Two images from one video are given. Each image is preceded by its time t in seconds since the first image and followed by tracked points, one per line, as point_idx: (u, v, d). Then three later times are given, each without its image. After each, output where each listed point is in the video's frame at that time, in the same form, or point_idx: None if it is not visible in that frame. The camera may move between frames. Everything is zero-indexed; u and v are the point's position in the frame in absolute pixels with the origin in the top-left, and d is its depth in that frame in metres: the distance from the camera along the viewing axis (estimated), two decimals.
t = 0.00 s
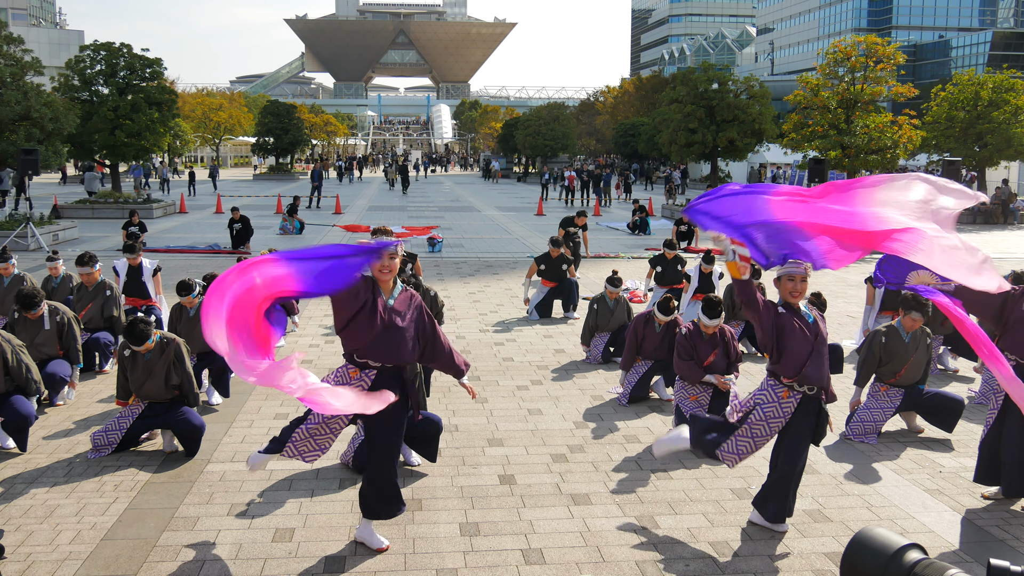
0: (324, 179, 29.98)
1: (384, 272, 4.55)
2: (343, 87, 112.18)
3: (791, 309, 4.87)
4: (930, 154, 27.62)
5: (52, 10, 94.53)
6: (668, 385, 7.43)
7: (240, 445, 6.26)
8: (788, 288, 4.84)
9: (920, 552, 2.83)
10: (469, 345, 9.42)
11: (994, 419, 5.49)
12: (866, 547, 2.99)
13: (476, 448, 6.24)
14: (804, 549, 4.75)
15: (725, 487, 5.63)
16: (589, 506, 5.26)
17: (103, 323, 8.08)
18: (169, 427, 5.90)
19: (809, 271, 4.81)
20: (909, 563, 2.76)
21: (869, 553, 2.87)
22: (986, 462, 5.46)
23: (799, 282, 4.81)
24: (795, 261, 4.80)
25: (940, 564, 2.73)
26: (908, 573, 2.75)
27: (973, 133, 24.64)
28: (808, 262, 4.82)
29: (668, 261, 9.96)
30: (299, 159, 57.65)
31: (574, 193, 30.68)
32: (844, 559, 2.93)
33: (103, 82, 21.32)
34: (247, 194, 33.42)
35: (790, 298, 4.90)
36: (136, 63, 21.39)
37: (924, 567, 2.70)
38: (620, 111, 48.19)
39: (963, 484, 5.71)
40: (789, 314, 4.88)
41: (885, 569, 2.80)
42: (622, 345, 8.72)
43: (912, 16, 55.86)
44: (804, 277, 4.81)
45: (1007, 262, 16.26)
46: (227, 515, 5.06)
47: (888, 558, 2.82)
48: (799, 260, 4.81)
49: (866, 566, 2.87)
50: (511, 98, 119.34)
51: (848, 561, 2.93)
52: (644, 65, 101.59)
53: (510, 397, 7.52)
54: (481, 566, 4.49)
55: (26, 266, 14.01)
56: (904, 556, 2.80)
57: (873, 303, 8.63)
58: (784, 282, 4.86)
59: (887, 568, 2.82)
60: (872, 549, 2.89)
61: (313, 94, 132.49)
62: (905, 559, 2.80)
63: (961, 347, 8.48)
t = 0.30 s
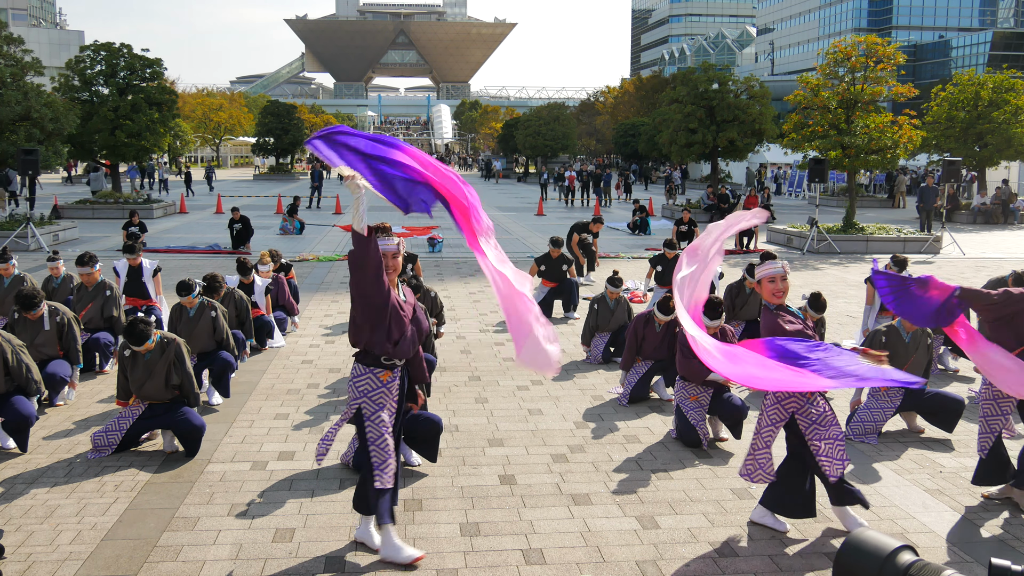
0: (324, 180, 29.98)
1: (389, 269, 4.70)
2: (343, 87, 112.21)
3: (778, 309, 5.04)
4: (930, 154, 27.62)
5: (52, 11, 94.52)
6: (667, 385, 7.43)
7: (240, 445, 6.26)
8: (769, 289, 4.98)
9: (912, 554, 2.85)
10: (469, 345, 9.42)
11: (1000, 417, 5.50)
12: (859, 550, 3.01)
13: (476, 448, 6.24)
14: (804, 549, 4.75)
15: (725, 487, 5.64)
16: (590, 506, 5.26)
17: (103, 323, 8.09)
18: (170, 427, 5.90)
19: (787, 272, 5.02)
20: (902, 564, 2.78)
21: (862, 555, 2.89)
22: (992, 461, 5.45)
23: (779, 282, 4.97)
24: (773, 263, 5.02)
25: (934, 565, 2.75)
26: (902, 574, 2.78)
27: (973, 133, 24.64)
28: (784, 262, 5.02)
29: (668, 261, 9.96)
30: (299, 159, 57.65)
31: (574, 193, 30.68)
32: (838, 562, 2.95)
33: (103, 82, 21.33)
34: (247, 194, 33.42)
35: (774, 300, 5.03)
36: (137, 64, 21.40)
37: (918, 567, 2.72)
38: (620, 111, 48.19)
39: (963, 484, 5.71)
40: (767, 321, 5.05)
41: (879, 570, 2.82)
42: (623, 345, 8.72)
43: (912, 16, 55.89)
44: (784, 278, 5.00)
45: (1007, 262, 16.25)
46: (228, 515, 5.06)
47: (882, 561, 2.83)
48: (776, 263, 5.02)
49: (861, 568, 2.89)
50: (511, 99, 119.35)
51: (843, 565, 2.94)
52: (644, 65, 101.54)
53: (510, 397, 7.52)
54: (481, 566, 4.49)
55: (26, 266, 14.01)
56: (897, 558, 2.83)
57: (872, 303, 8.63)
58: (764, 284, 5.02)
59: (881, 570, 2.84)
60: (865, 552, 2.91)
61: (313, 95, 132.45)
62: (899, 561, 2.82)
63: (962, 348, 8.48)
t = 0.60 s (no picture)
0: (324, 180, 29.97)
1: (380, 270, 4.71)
2: (343, 87, 112.19)
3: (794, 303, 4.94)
4: (930, 154, 27.61)
5: (52, 11, 94.42)
6: (667, 385, 7.43)
7: (240, 445, 6.25)
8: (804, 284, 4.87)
9: (912, 554, 2.87)
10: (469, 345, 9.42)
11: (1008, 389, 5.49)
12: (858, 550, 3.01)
13: (476, 448, 6.24)
14: (804, 549, 4.76)
15: (725, 487, 5.63)
16: (589, 506, 5.26)
17: (103, 324, 8.08)
18: (170, 427, 5.91)
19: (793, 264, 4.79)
20: (903, 564, 2.79)
21: (861, 556, 2.89)
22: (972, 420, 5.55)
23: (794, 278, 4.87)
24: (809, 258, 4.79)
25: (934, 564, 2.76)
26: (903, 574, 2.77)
27: (973, 133, 24.64)
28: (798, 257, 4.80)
29: (668, 261, 9.95)
30: (299, 159, 57.63)
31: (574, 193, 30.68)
32: (837, 563, 2.95)
33: (103, 82, 21.32)
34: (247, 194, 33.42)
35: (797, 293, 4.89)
36: (136, 63, 21.40)
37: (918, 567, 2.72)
38: (620, 111, 48.19)
39: (963, 485, 5.71)
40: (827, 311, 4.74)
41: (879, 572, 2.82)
42: (623, 345, 8.72)
43: (912, 16, 55.91)
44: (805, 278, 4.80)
45: (1008, 263, 16.25)
46: (228, 515, 5.06)
47: (881, 561, 2.84)
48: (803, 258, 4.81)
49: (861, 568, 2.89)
50: (510, 99, 119.32)
51: (842, 566, 2.93)
52: (644, 65, 101.50)
53: (510, 397, 7.52)
54: (481, 566, 4.49)
55: (26, 265, 14.01)
56: (898, 558, 2.83)
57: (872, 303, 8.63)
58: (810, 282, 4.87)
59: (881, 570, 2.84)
60: (864, 552, 2.91)
61: (313, 95, 132.41)
62: (899, 561, 2.82)
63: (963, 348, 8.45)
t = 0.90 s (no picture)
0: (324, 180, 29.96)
1: (392, 269, 4.67)
2: (343, 87, 112.10)
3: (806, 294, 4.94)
4: (930, 154, 27.60)
5: (53, 11, 94.27)
6: (667, 385, 7.44)
7: (240, 445, 6.25)
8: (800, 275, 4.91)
9: (915, 552, 2.86)
10: (469, 345, 9.42)
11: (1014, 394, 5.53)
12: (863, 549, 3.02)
13: (476, 448, 6.24)
14: (804, 549, 4.75)
15: (725, 487, 5.63)
16: (589, 506, 5.26)
17: (103, 324, 8.08)
18: (170, 427, 5.91)
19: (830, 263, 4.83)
20: (907, 563, 2.79)
21: (865, 556, 2.90)
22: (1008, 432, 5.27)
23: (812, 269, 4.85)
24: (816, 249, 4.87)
25: (938, 563, 2.77)
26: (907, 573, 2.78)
27: (973, 133, 24.64)
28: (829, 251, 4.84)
29: (667, 261, 9.96)
30: (299, 159, 57.59)
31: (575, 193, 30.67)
32: (842, 561, 2.96)
33: (103, 82, 21.33)
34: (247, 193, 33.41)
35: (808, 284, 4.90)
36: (136, 64, 21.41)
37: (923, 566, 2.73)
38: (620, 111, 48.19)
39: (962, 485, 5.71)
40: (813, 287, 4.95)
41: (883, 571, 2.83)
42: (622, 345, 8.72)
43: (912, 16, 55.92)
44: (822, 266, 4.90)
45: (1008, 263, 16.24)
46: (228, 515, 5.06)
47: (885, 559, 2.84)
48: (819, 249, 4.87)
49: (865, 568, 2.90)
50: (510, 99, 119.29)
51: (847, 565, 2.94)
52: (644, 65, 101.45)
53: (510, 397, 7.52)
54: (481, 566, 4.49)
55: (27, 265, 14.01)
56: (901, 557, 2.83)
57: (873, 302, 8.65)
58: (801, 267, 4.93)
59: (885, 569, 2.84)
60: (869, 552, 2.92)
61: (313, 95, 132.29)
62: (902, 560, 2.83)
63: (962, 347, 8.46)
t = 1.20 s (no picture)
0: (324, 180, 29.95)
1: (408, 273, 4.72)
2: (343, 88, 112.10)
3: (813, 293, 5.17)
4: (930, 154, 27.59)
5: (52, 11, 94.22)
6: (667, 385, 7.45)
7: (240, 445, 6.25)
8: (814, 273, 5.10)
9: (915, 552, 2.83)
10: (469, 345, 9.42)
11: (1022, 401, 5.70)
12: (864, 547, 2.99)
13: (476, 448, 6.24)
14: (804, 549, 4.75)
15: (725, 487, 5.63)
16: (589, 506, 5.26)
17: (103, 324, 8.08)
18: (170, 427, 5.91)
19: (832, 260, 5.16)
20: (907, 562, 2.76)
21: (866, 554, 2.87)
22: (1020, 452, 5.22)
23: (824, 267, 5.09)
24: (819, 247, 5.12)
25: (939, 563, 2.74)
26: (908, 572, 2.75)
27: (973, 133, 24.64)
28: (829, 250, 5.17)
29: (667, 261, 9.96)
30: (299, 159, 57.58)
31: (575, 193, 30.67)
32: (842, 560, 2.93)
33: (103, 82, 21.33)
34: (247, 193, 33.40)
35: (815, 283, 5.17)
36: (136, 63, 21.41)
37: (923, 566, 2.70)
38: (620, 111, 48.19)
39: (963, 485, 5.71)
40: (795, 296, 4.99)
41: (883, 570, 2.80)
42: (622, 345, 8.72)
43: (912, 16, 55.93)
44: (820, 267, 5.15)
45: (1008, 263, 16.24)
46: (228, 515, 5.06)
47: (886, 558, 2.81)
48: (820, 247, 5.14)
49: (865, 567, 2.87)
50: (510, 99, 119.34)
51: (847, 563, 2.91)
52: (644, 65, 101.44)
53: (510, 397, 7.52)
54: (481, 566, 4.49)
55: (27, 265, 14.01)
56: (902, 556, 2.80)
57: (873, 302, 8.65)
58: (809, 267, 5.12)
59: (885, 568, 2.82)
60: (869, 550, 2.89)
61: (313, 95, 132.28)
62: (903, 559, 2.80)
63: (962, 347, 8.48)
